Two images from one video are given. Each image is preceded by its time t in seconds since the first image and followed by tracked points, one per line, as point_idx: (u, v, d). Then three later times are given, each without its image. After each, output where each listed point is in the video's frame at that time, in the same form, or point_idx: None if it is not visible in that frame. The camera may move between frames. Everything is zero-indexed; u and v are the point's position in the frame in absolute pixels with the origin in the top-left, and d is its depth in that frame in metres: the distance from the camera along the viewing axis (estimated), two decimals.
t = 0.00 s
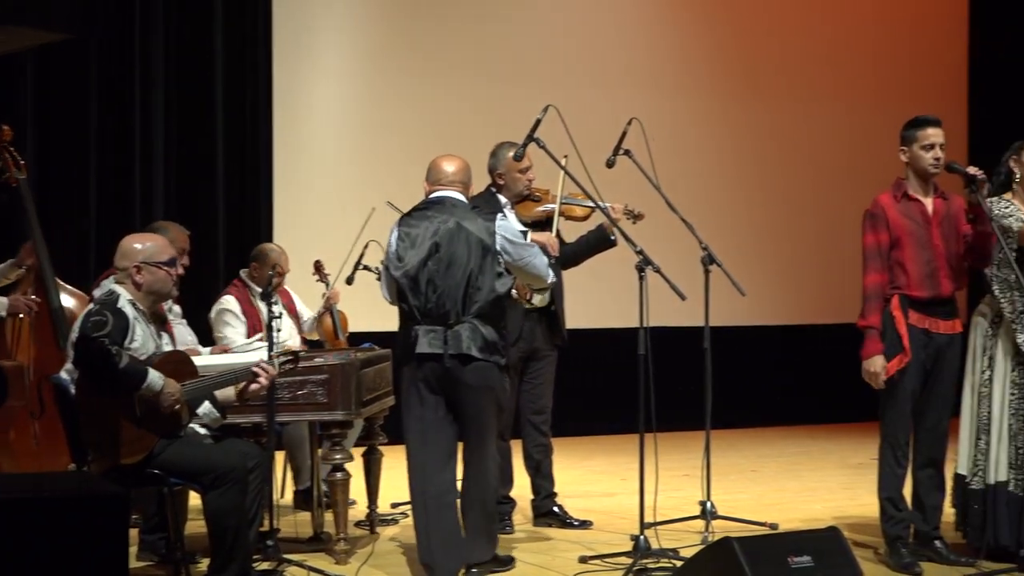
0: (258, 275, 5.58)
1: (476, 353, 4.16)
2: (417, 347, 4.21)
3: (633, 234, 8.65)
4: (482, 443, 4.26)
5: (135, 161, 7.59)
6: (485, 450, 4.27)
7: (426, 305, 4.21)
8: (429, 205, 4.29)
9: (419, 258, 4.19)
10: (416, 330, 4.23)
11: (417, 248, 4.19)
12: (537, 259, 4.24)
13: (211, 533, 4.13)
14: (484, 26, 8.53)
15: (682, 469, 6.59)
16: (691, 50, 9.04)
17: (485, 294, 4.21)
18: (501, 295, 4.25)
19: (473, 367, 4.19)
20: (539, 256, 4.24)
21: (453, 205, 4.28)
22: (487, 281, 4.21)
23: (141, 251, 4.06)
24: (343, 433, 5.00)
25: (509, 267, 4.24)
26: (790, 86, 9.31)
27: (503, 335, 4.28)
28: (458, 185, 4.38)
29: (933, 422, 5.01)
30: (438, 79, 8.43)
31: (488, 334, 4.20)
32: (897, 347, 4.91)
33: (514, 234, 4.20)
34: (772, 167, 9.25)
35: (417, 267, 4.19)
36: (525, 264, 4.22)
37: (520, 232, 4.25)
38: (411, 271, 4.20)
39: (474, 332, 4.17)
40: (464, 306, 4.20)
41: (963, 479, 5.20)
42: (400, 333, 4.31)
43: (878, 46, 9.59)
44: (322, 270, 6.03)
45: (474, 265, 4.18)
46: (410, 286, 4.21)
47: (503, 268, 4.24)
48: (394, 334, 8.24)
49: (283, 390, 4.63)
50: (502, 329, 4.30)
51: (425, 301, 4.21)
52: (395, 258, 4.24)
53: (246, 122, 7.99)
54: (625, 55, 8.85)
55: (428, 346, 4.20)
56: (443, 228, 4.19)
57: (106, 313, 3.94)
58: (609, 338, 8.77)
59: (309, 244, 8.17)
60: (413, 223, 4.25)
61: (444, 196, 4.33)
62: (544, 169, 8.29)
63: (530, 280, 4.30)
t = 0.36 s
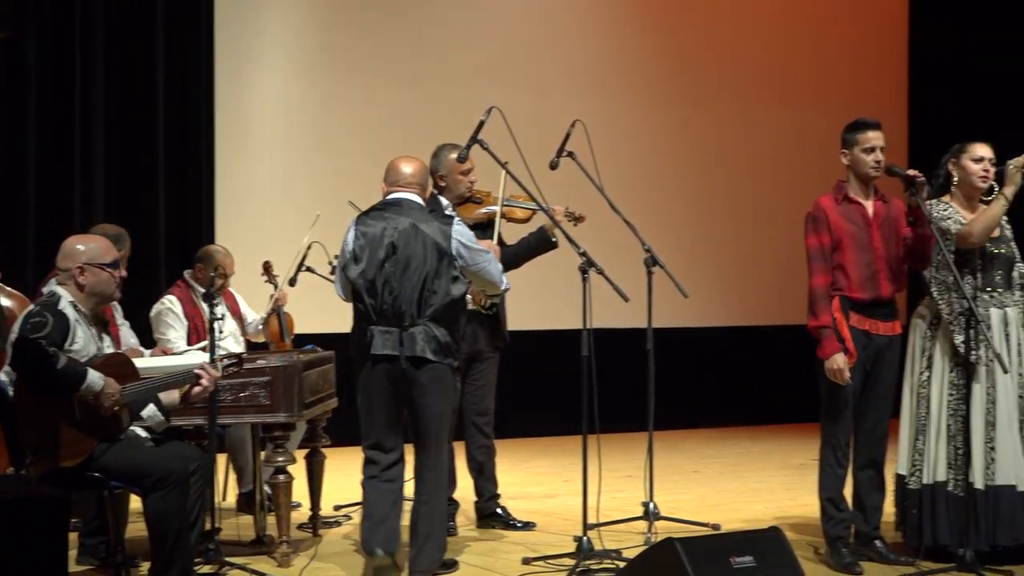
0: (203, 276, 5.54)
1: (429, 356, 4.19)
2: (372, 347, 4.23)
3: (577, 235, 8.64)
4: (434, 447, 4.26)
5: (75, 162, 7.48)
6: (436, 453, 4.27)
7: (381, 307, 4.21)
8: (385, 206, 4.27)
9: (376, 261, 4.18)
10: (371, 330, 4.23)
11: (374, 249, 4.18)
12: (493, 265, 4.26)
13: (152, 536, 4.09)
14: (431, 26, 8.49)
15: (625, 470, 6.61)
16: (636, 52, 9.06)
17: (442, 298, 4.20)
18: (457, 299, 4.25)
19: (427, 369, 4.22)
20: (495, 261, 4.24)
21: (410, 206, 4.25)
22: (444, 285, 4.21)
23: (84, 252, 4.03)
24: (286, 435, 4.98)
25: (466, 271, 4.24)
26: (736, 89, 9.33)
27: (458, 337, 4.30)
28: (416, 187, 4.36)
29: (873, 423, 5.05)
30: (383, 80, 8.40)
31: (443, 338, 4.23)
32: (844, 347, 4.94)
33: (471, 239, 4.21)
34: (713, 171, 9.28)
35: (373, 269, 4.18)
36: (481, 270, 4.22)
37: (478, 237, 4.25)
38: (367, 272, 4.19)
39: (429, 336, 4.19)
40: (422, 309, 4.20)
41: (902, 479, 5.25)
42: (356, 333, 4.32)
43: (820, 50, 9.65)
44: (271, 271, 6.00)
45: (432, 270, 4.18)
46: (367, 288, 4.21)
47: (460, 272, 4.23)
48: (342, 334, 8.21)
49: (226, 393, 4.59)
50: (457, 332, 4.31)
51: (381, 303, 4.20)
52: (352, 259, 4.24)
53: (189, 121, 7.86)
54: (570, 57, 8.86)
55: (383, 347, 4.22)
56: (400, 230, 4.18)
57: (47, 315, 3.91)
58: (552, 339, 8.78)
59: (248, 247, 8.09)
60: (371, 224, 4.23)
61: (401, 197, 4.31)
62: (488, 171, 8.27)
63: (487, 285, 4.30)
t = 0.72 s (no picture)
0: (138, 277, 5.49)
1: (349, 357, 4.33)
2: (298, 349, 4.45)
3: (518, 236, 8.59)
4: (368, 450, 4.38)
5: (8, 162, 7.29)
6: (370, 455, 4.39)
7: (305, 309, 4.41)
8: (313, 208, 4.45)
9: (300, 263, 4.37)
10: (298, 332, 4.46)
11: (297, 252, 4.38)
12: (419, 267, 4.31)
13: (87, 540, 4.05)
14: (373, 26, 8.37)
15: (563, 471, 6.62)
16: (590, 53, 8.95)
17: (363, 300, 4.36)
18: (379, 301, 4.39)
19: (348, 372, 4.36)
20: (422, 264, 4.31)
21: (336, 207, 4.41)
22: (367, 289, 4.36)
23: (19, 253, 3.98)
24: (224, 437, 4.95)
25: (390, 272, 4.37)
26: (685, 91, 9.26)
27: (384, 339, 4.44)
28: (347, 190, 4.52)
29: (810, 425, 5.09)
30: (331, 81, 8.24)
31: (365, 339, 4.38)
32: (778, 349, 4.98)
33: (394, 242, 4.30)
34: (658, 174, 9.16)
35: (297, 271, 4.39)
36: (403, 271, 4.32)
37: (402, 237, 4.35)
38: (292, 274, 4.40)
39: (349, 339, 4.35)
40: (342, 312, 4.36)
41: (837, 479, 5.28)
42: (289, 334, 4.55)
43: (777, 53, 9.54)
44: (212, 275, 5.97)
45: (351, 273, 4.33)
46: (293, 289, 4.42)
47: (383, 273, 4.37)
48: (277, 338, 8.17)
49: (162, 395, 4.56)
50: (384, 333, 4.45)
51: (304, 305, 4.41)
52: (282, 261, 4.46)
53: (125, 122, 7.69)
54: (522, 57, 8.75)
55: (308, 350, 4.43)
56: (321, 232, 4.35)
57: None
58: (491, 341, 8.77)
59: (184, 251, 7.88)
60: (298, 226, 4.42)
61: (331, 200, 4.47)
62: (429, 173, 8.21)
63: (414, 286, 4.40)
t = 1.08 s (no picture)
0: (69, 279, 5.44)
1: (229, 358, 4.35)
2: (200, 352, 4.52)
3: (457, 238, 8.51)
4: (259, 452, 4.40)
5: None
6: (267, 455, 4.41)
7: (203, 312, 4.48)
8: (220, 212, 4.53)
9: (200, 266, 4.46)
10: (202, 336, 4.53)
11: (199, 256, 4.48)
12: (307, 267, 4.33)
13: (21, 543, 4.01)
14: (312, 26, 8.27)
15: (502, 471, 6.61)
16: (537, 57, 8.86)
17: (246, 300, 4.37)
18: (264, 300, 4.37)
19: (232, 373, 4.38)
20: (309, 264, 4.33)
21: (235, 209, 4.46)
22: (253, 289, 4.37)
23: None
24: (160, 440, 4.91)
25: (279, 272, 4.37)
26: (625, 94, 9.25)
27: (275, 340, 4.39)
28: (256, 190, 4.50)
29: (747, 426, 5.12)
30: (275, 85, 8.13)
31: (249, 339, 4.36)
32: (715, 351, 5.02)
33: (279, 242, 4.33)
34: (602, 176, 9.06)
35: (197, 275, 4.48)
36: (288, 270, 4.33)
37: (291, 237, 4.35)
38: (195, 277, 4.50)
39: (231, 340, 4.36)
40: (230, 313, 4.39)
41: (774, 481, 5.31)
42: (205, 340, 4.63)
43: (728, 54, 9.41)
44: (144, 278, 5.92)
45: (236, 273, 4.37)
46: (196, 294, 4.51)
47: (270, 272, 4.37)
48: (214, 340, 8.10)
49: (97, 398, 4.52)
50: (280, 333, 4.41)
51: (201, 308, 4.48)
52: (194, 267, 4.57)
53: (59, 120, 7.61)
54: (469, 60, 8.64)
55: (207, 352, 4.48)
56: (213, 235, 4.42)
57: None
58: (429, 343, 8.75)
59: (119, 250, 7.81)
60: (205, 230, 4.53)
61: (238, 202, 4.49)
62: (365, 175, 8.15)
63: (307, 287, 4.37)
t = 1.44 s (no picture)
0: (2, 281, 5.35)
1: (137, 363, 4.28)
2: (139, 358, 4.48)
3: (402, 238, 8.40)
4: (159, 459, 4.28)
5: None
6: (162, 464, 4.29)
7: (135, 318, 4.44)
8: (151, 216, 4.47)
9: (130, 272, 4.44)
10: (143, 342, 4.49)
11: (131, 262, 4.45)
12: (197, 266, 4.17)
13: None
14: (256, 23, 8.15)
15: (445, 474, 6.54)
16: (487, 61, 8.79)
17: (151, 303, 4.28)
18: (168, 303, 4.26)
19: (143, 379, 4.29)
20: (199, 263, 4.16)
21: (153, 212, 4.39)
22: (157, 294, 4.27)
23: None
24: (96, 444, 4.82)
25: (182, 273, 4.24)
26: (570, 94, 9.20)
27: (180, 342, 4.24)
28: (174, 193, 4.37)
29: (691, 428, 5.10)
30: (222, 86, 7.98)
31: (154, 342, 4.26)
32: (660, 354, 4.99)
33: (174, 241, 4.20)
34: (545, 177, 9.02)
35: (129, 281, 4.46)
36: (183, 271, 4.19)
37: (189, 235, 4.20)
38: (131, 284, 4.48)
39: (139, 345, 4.29)
40: (142, 318, 4.33)
41: (718, 483, 5.32)
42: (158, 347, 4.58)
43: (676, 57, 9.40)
44: (75, 280, 5.81)
45: (143, 279, 4.31)
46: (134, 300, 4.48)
47: (174, 274, 4.26)
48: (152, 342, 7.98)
49: (32, 402, 4.43)
50: (188, 335, 4.26)
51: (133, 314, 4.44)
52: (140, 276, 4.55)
53: None
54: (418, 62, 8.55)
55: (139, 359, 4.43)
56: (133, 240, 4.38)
57: None
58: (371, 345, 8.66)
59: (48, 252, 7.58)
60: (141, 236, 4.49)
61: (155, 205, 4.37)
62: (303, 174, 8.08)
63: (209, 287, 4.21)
